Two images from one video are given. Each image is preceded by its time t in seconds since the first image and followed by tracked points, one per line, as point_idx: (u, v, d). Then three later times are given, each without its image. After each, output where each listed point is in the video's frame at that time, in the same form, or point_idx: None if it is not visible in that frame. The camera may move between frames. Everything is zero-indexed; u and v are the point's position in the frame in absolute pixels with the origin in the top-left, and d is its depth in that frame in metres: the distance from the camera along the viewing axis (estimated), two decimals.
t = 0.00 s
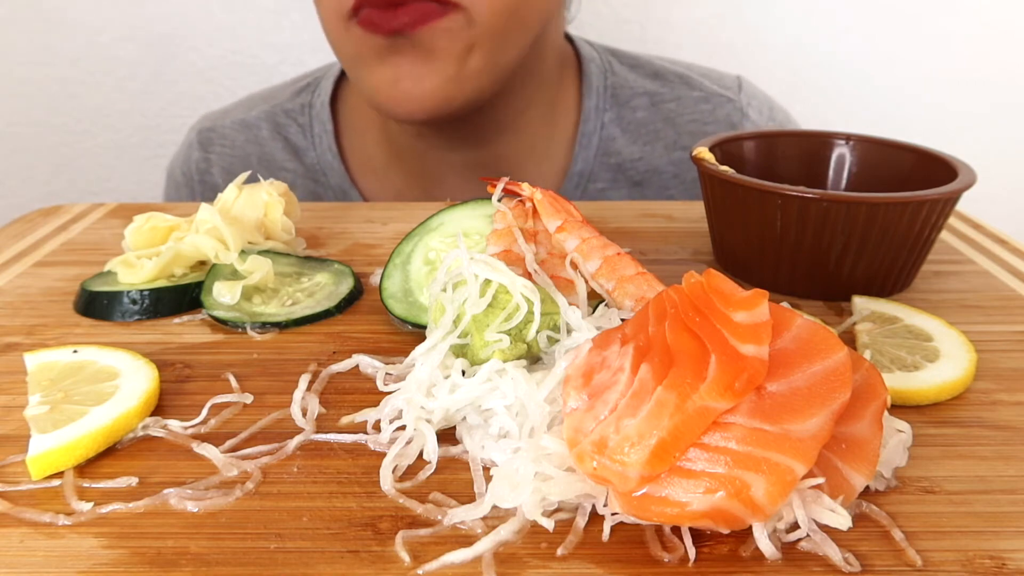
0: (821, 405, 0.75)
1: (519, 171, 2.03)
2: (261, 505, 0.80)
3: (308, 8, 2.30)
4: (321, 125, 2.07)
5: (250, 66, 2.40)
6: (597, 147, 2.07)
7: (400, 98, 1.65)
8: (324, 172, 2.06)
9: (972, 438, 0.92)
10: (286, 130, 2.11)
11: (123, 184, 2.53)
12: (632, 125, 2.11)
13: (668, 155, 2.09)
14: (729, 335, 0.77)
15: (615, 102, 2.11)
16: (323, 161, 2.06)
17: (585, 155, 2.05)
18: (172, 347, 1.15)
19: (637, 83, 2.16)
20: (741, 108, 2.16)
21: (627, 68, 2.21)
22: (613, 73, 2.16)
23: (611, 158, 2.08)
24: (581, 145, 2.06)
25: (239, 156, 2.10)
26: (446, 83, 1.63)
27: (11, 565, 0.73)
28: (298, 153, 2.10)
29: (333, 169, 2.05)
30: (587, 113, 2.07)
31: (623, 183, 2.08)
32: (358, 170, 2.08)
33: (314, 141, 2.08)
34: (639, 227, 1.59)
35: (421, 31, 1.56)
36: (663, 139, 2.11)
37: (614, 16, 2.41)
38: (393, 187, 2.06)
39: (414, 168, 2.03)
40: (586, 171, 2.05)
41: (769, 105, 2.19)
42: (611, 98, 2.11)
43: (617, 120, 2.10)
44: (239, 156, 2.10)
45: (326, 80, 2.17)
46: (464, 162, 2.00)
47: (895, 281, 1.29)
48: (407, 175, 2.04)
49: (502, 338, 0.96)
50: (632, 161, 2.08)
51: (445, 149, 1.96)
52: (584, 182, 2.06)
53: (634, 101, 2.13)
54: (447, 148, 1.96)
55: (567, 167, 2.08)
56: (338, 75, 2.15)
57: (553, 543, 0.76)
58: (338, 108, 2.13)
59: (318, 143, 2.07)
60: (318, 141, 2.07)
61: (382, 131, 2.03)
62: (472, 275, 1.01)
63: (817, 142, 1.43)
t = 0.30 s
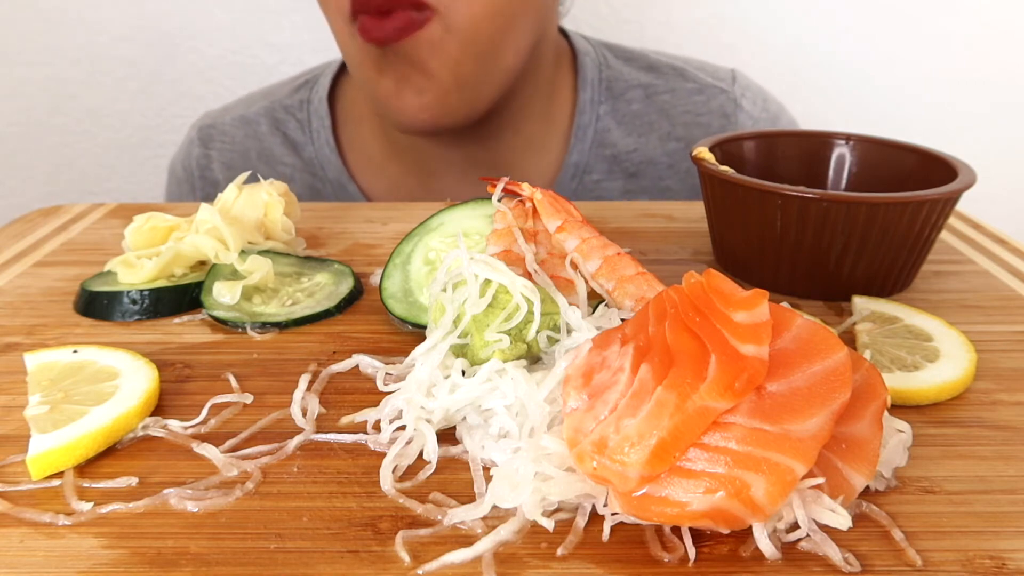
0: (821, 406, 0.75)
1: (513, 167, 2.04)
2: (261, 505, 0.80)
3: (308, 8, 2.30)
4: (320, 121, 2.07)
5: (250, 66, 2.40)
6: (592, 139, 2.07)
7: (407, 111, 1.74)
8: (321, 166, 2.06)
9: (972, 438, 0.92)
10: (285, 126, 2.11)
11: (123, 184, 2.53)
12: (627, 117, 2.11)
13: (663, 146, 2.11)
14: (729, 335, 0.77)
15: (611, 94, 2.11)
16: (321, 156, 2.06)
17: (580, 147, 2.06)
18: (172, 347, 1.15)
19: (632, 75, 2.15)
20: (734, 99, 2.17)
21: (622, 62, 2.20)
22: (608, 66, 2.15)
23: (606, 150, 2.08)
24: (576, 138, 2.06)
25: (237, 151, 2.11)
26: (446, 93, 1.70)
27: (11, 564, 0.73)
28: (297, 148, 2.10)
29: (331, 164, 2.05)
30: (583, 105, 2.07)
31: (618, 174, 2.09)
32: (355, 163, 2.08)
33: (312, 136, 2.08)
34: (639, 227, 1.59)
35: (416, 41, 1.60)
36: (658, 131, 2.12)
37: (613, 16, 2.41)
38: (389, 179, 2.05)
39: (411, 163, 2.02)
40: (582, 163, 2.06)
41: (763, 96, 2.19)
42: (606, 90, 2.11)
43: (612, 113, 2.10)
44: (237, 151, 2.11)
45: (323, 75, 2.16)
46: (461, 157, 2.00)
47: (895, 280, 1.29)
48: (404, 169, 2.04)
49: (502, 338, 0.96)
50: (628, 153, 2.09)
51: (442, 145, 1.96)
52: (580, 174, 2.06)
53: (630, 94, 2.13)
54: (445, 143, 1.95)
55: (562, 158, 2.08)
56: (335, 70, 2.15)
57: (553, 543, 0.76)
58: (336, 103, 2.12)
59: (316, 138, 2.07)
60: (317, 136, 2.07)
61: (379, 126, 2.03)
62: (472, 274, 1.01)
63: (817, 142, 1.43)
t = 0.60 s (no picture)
0: (821, 405, 0.75)
1: (512, 156, 2.02)
2: (261, 505, 0.80)
3: (308, 8, 2.30)
4: (318, 117, 2.07)
5: (250, 66, 2.40)
6: (589, 130, 2.07)
7: (401, 72, 1.59)
8: (321, 162, 2.06)
9: (972, 438, 0.92)
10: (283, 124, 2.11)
11: (123, 184, 2.53)
12: (625, 107, 2.12)
13: (660, 135, 2.11)
14: (729, 335, 0.77)
15: (607, 85, 2.12)
16: (320, 153, 2.06)
17: (578, 137, 2.06)
18: (172, 347, 1.15)
19: (628, 65, 2.16)
20: (730, 87, 2.17)
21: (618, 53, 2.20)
22: (604, 57, 2.16)
23: (604, 140, 2.09)
24: (574, 128, 2.06)
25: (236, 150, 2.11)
26: (447, 55, 1.57)
27: (11, 564, 0.73)
28: (296, 146, 2.10)
29: (330, 160, 2.05)
30: (580, 97, 2.07)
31: (616, 164, 2.10)
32: (354, 159, 2.07)
33: (311, 133, 2.08)
34: (639, 227, 1.59)
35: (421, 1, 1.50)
36: (655, 121, 2.12)
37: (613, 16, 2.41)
38: (389, 172, 2.04)
39: (410, 154, 2.02)
40: (579, 154, 2.06)
41: (759, 86, 2.20)
42: (603, 81, 2.11)
43: (609, 103, 2.11)
44: (237, 150, 2.11)
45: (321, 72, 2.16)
46: (460, 146, 1.98)
47: (895, 281, 1.29)
48: (404, 161, 2.03)
49: (502, 338, 0.96)
50: (626, 142, 2.10)
51: (441, 135, 1.95)
52: (577, 164, 2.05)
53: (626, 84, 2.14)
54: (444, 132, 1.94)
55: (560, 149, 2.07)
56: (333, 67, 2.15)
57: (553, 543, 0.76)
58: (334, 99, 2.12)
59: (315, 135, 2.07)
60: (315, 133, 2.07)
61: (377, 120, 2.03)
62: (472, 275, 1.01)
63: (817, 142, 1.43)
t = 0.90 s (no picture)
0: (821, 406, 0.75)
1: (513, 148, 2.03)
2: (261, 505, 0.80)
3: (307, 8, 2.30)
4: (321, 112, 2.07)
5: (250, 66, 2.40)
6: (590, 113, 2.07)
7: (439, 82, 1.70)
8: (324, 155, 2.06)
9: (972, 438, 0.92)
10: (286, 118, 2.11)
11: (123, 184, 2.53)
12: (624, 91, 2.12)
13: (660, 117, 2.12)
14: (729, 335, 0.77)
15: (606, 70, 2.12)
16: (323, 146, 2.06)
17: (579, 121, 2.05)
18: (172, 347, 1.15)
19: (626, 51, 2.16)
20: (728, 68, 2.17)
21: (616, 38, 2.21)
22: (602, 43, 2.15)
23: (604, 123, 2.09)
24: (575, 112, 2.06)
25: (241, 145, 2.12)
26: (480, 65, 1.68)
27: (11, 564, 0.73)
28: (299, 141, 2.10)
29: (333, 154, 2.04)
30: (580, 82, 2.07)
31: (617, 145, 2.09)
32: (359, 151, 2.07)
33: (314, 127, 2.08)
34: (639, 227, 1.59)
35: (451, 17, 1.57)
36: (654, 102, 2.12)
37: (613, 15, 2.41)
38: (392, 163, 2.05)
39: (414, 144, 2.03)
40: (580, 137, 2.05)
41: (756, 66, 2.19)
42: (602, 67, 2.11)
43: (609, 87, 2.11)
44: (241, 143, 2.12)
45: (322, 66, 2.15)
46: (461, 137, 1.99)
47: (895, 280, 1.29)
48: (407, 153, 2.04)
49: (502, 338, 0.96)
50: (626, 124, 2.10)
51: (446, 126, 1.96)
52: (578, 147, 2.05)
53: (625, 68, 2.14)
54: (449, 122, 1.95)
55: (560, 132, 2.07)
56: (334, 61, 2.14)
57: (553, 543, 0.76)
58: (336, 94, 2.12)
59: (318, 129, 2.07)
60: (318, 127, 2.07)
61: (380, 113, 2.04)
62: (472, 274, 1.01)
63: (817, 142, 1.43)
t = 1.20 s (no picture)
0: (821, 406, 0.75)
1: (533, 146, 2.04)
2: (261, 505, 0.80)
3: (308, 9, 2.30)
4: (348, 93, 2.08)
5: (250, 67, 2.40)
6: (608, 113, 2.09)
7: (467, 50, 1.68)
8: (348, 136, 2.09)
9: (972, 438, 0.91)
10: (313, 96, 2.13)
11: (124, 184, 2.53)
12: (642, 91, 2.13)
13: (678, 118, 2.14)
14: (729, 335, 0.77)
15: (625, 70, 2.12)
16: (348, 127, 2.08)
17: (596, 121, 2.07)
18: (172, 347, 1.15)
19: (644, 51, 2.16)
20: (746, 71, 2.19)
21: (634, 38, 2.20)
22: (620, 42, 2.15)
23: (622, 123, 2.10)
24: (592, 112, 2.07)
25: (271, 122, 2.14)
26: (511, 34, 1.67)
27: (11, 564, 0.73)
28: (325, 119, 2.12)
29: (358, 134, 2.07)
30: (598, 82, 2.08)
31: (635, 145, 2.12)
32: (382, 134, 2.09)
33: (340, 107, 2.10)
34: (639, 227, 1.59)
35: None
36: (672, 103, 2.14)
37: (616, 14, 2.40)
38: (410, 152, 2.06)
39: (434, 139, 2.03)
40: (597, 136, 2.07)
41: (773, 69, 2.21)
42: (620, 67, 2.12)
43: (627, 88, 2.12)
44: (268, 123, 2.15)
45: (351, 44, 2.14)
46: (483, 132, 1.99)
47: (895, 280, 1.29)
48: (426, 146, 2.05)
49: (502, 338, 0.96)
50: (643, 125, 2.12)
51: (469, 122, 1.96)
52: (596, 146, 2.07)
53: (643, 69, 2.14)
54: (471, 118, 1.95)
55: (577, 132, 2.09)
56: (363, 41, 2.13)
57: (553, 543, 0.76)
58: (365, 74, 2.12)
59: (345, 109, 2.09)
60: (345, 108, 2.09)
61: (400, 101, 2.04)
62: (472, 275, 1.01)
63: (817, 142, 1.43)
